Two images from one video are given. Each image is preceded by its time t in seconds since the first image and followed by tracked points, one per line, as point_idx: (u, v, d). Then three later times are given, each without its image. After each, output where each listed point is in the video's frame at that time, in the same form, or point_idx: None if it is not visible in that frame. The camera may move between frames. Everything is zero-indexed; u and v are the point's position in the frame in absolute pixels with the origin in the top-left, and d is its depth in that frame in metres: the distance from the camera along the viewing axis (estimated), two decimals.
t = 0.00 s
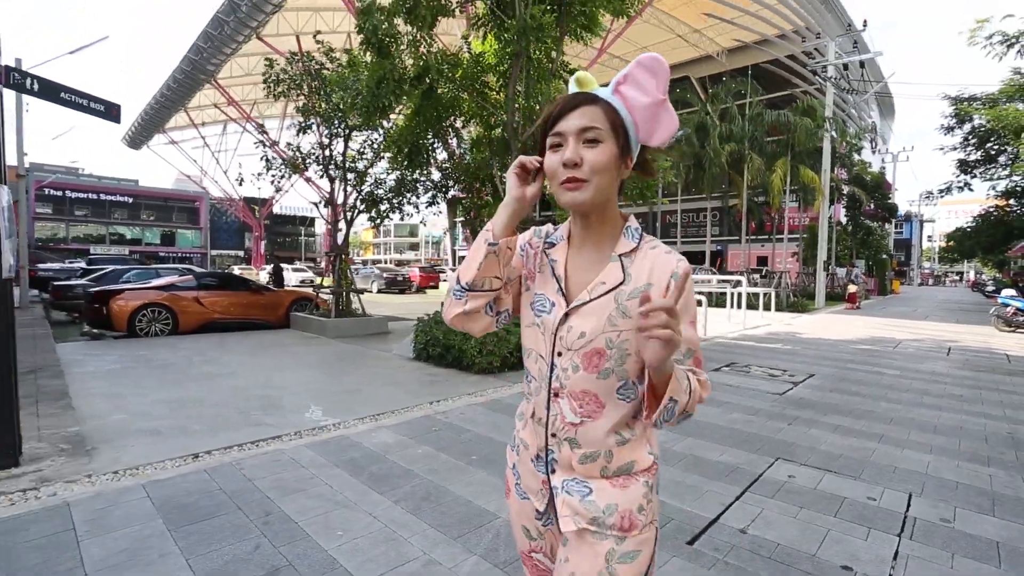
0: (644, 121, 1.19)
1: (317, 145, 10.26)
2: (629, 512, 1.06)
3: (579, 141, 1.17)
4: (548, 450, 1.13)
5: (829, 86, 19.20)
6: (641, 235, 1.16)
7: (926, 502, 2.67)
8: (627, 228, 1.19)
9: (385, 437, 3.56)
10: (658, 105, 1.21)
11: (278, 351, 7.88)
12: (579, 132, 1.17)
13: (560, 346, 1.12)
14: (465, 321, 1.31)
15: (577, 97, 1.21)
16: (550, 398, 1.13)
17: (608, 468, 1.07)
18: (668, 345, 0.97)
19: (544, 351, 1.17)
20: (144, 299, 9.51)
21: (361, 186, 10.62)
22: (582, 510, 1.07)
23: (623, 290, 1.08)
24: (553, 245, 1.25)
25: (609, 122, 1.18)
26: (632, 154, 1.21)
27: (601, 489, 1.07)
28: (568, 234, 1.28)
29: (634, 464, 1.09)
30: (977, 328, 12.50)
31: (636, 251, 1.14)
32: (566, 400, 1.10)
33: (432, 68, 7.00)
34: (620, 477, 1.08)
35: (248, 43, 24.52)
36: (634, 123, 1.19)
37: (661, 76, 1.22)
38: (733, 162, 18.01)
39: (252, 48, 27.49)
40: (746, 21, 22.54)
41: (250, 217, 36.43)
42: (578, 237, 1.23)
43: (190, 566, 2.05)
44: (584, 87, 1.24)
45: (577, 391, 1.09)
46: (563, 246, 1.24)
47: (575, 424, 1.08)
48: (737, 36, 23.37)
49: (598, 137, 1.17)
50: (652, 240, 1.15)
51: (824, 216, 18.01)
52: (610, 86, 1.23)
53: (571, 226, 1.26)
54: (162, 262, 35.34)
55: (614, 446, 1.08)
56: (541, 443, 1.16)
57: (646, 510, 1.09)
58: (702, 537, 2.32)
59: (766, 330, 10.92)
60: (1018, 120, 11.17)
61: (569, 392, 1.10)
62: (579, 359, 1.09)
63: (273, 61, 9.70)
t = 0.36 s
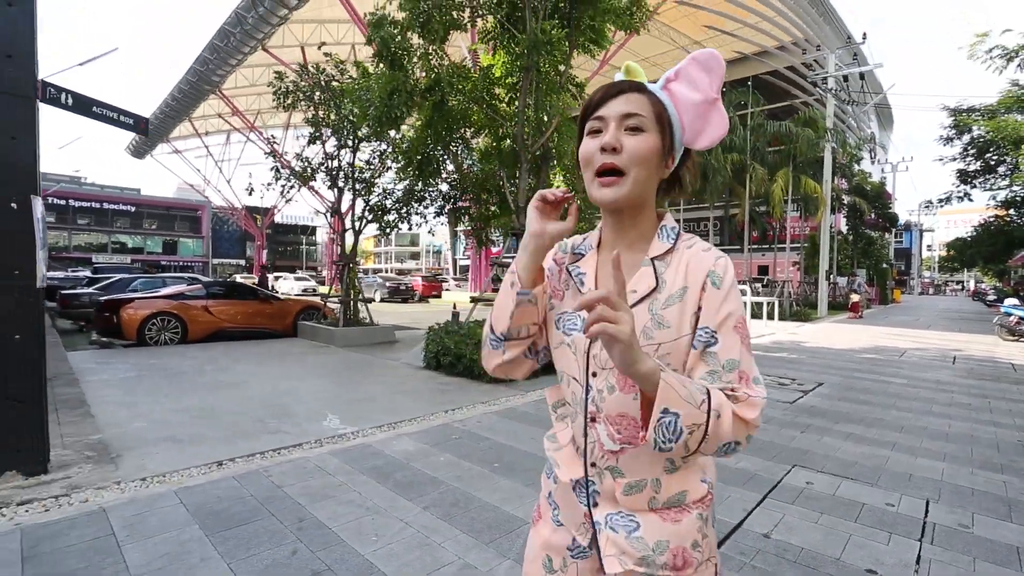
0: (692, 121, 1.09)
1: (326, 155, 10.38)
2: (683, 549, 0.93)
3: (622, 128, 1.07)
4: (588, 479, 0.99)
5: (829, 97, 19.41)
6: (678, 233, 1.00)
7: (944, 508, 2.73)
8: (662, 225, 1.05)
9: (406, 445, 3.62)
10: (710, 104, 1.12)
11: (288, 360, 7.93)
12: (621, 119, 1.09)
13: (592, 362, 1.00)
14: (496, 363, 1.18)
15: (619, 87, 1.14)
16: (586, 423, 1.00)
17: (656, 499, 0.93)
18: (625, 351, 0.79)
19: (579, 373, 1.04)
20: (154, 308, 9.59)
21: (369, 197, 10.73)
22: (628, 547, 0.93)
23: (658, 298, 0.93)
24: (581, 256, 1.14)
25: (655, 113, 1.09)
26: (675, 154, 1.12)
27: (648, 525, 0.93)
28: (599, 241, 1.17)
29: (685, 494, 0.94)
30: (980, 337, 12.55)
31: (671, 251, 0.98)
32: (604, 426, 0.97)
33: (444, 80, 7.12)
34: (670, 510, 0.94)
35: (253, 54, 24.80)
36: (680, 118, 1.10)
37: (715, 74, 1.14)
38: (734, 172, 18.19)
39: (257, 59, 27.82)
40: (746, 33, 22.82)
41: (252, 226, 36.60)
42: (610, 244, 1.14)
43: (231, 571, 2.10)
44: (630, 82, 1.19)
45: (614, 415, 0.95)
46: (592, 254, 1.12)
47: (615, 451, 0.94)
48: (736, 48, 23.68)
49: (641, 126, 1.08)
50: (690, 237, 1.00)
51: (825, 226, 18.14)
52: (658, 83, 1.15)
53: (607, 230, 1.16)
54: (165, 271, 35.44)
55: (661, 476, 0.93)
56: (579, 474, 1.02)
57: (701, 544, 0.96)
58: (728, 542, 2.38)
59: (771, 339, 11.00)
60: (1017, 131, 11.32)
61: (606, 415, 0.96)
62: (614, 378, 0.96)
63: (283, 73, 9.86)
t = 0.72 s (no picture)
0: (713, 122, 1.11)
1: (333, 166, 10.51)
2: (725, 561, 0.99)
3: (642, 148, 1.09)
4: (633, 501, 1.02)
5: (828, 107, 19.61)
6: (714, 249, 1.06)
7: (951, 513, 2.79)
8: (699, 241, 1.09)
9: (423, 453, 3.70)
10: (730, 101, 1.12)
11: (296, 369, 8.00)
12: (642, 137, 1.09)
13: (637, 385, 1.02)
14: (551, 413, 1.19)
15: (635, 99, 1.15)
16: (635, 447, 1.02)
17: (705, 517, 0.98)
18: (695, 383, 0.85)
19: (621, 397, 1.06)
20: (162, 318, 9.67)
21: (375, 208, 10.85)
22: (675, 565, 0.97)
23: (703, 319, 0.98)
24: (611, 274, 1.15)
25: (676, 125, 1.10)
26: (699, 159, 1.13)
27: (695, 542, 0.98)
28: (625, 257, 1.18)
29: (729, 508, 1.00)
30: (981, 345, 12.60)
31: (712, 270, 1.03)
32: (656, 449, 0.99)
33: (451, 93, 7.24)
34: (715, 525, 0.99)
35: (257, 66, 25.10)
36: (701, 124, 1.11)
37: (732, 67, 1.14)
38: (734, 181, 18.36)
39: (261, 71, 28.12)
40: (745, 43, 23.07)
41: (254, 236, 36.73)
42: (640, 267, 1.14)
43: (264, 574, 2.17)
44: (642, 89, 1.18)
45: (666, 439, 0.98)
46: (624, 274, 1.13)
47: (670, 475, 0.98)
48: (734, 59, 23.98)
49: (663, 141, 1.09)
50: (727, 253, 1.05)
51: (825, 234, 18.26)
52: (672, 87, 1.16)
53: (636, 246, 1.17)
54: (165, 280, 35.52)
55: (708, 494, 0.99)
56: (621, 493, 1.04)
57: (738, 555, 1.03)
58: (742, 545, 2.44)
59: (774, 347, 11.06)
60: (1014, 141, 11.47)
61: (657, 439, 0.99)
62: (663, 401, 0.99)
63: (290, 85, 10.02)
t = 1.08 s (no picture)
0: (713, 142, 1.11)
1: (340, 175, 10.68)
2: (728, 550, 1.03)
3: (646, 172, 1.08)
4: (640, 498, 1.04)
5: (826, 116, 19.86)
6: (715, 262, 1.10)
7: (951, 512, 2.91)
8: (700, 254, 1.12)
9: (438, 456, 3.81)
10: (729, 119, 1.13)
11: (305, 376, 8.12)
12: (646, 161, 1.09)
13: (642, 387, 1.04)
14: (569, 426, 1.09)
15: (637, 123, 1.14)
16: (642, 447, 1.04)
17: (710, 511, 1.01)
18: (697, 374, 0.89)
19: (628, 400, 1.07)
20: (170, 326, 9.78)
21: (381, 216, 11.01)
22: (682, 556, 0.99)
23: (710, 324, 1.02)
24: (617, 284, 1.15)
25: (676, 146, 1.09)
26: (698, 178, 1.14)
27: (699, 534, 1.00)
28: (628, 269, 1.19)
29: (728, 503, 1.03)
30: (981, 352, 12.70)
31: (714, 279, 1.07)
32: (662, 448, 1.02)
33: (459, 105, 7.42)
34: (717, 518, 1.02)
35: (262, 76, 25.44)
36: (702, 143, 1.11)
37: (728, 93, 1.15)
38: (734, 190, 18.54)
39: (265, 81, 28.44)
40: (744, 54, 23.37)
41: (256, 244, 36.89)
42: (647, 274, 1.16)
43: (297, 568, 2.27)
44: (645, 111, 1.17)
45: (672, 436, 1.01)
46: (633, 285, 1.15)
47: (676, 471, 1.00)
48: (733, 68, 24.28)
49: (666, 165, 1.08)
50: (727, 265, 1.10)
51: (825, 243, 18.41)
52: (672, 108, 1.16)
53: (641, 258, 1.17)
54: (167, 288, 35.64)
55: (711, 486, 1.01)
56: (630, 490, 1.06)
57: (738, 544, 1.06)
58: (752, 541, 2.55)
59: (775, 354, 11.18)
60: (1010, 151, 11.66)
61: (665, 438, 1.02)
62: (671, 402, 1.01)
63: (299, 97, 10.22)
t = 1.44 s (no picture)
0: (657, 145, 1.15)
1: (346, 181, 10.82)
2: (675, 547, 1.04)
3: (591, 172, 1.11)
4: (588, 497, 1.04)
5: (825, 122, 20.02)
6: (657, 262, 1.13)
7: (951, 508, 3.01)
8: (643, 253, 1.15)
9: (451, 456, 3.91)
10: (673, 127, 1.17)
11: (312, 380, 8.22)
12: (591, 161, 1.12)
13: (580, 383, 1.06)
14: (523, 429, 1.10)
15: (589, 124, 1.17)
16: (587, 445, 1.05)
17: (653, 506, 1.02)
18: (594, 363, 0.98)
19: (574, 399, 1.09)
20: (178, 330, 9.88)
21: (386, 222, 11.14)
22: (631, 552, 1.00)
23: (651, 320, 1.05)
24: (565, 283, 1.17)
25: (621, 147, 1.13)
26: (645, 180, 1.18)
27: (646, 531, 1.01)
28: (577, 269, 1.21)
29: (674, 496, 1.04)
30: (981, 356, 12.79)
31: (655, 279, 1.11)
32: (604, 444, 1.03)
33: (465, 113, 7.56)
34: (663, 515, 1.03)
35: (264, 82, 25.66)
36: (647, 146, 1.16)
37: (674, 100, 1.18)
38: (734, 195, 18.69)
39: (267, 87, 28.64)
40: (743, 60, 23.57)
41: (257, 249, 37.01)
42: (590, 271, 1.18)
43: (325, 560, 2.36)
44: (596, 113, 1.21)
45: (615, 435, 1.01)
46: (577, 282, 1.16)
47: (617, 467, 1.00)
48: (731, 74, 24.49)
49: (610, 166, 1.12)
50: (669, 265, 1.13)
51: (825, 247, 18.54)
52: (621, 111, 1.19)
53: (586, 260, 1.20)
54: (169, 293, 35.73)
55: (653, 482, 1.02)
56: (576, 493, 1.06)
57: (687, 541, 1.07)
58: (759, 535, 2.66)
59: (776, 358, 11.30)
60: (1007, 156, 11.81)
61: (607, 436, 1.02)
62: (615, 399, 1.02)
63: (305, 103, 10.37)
